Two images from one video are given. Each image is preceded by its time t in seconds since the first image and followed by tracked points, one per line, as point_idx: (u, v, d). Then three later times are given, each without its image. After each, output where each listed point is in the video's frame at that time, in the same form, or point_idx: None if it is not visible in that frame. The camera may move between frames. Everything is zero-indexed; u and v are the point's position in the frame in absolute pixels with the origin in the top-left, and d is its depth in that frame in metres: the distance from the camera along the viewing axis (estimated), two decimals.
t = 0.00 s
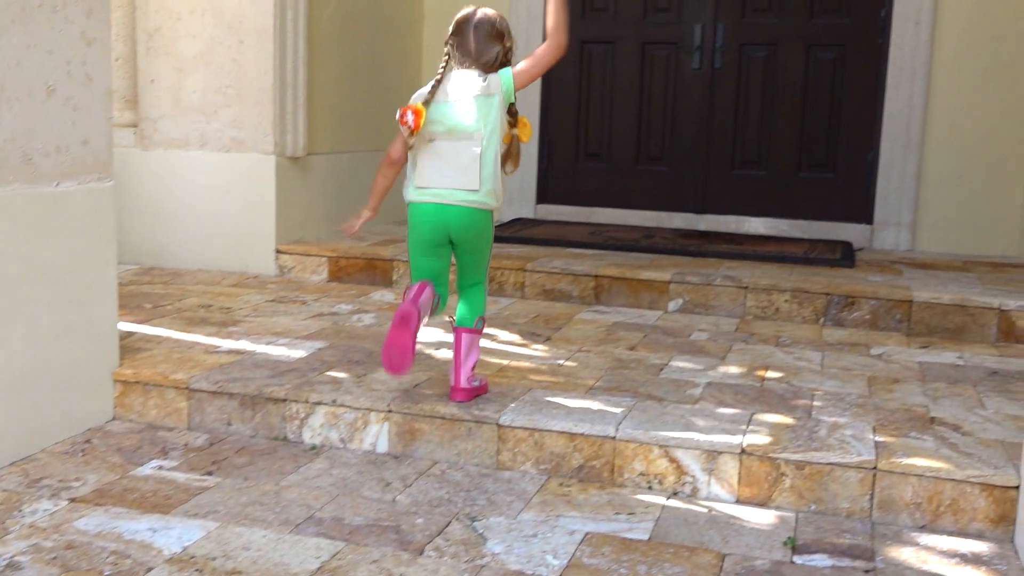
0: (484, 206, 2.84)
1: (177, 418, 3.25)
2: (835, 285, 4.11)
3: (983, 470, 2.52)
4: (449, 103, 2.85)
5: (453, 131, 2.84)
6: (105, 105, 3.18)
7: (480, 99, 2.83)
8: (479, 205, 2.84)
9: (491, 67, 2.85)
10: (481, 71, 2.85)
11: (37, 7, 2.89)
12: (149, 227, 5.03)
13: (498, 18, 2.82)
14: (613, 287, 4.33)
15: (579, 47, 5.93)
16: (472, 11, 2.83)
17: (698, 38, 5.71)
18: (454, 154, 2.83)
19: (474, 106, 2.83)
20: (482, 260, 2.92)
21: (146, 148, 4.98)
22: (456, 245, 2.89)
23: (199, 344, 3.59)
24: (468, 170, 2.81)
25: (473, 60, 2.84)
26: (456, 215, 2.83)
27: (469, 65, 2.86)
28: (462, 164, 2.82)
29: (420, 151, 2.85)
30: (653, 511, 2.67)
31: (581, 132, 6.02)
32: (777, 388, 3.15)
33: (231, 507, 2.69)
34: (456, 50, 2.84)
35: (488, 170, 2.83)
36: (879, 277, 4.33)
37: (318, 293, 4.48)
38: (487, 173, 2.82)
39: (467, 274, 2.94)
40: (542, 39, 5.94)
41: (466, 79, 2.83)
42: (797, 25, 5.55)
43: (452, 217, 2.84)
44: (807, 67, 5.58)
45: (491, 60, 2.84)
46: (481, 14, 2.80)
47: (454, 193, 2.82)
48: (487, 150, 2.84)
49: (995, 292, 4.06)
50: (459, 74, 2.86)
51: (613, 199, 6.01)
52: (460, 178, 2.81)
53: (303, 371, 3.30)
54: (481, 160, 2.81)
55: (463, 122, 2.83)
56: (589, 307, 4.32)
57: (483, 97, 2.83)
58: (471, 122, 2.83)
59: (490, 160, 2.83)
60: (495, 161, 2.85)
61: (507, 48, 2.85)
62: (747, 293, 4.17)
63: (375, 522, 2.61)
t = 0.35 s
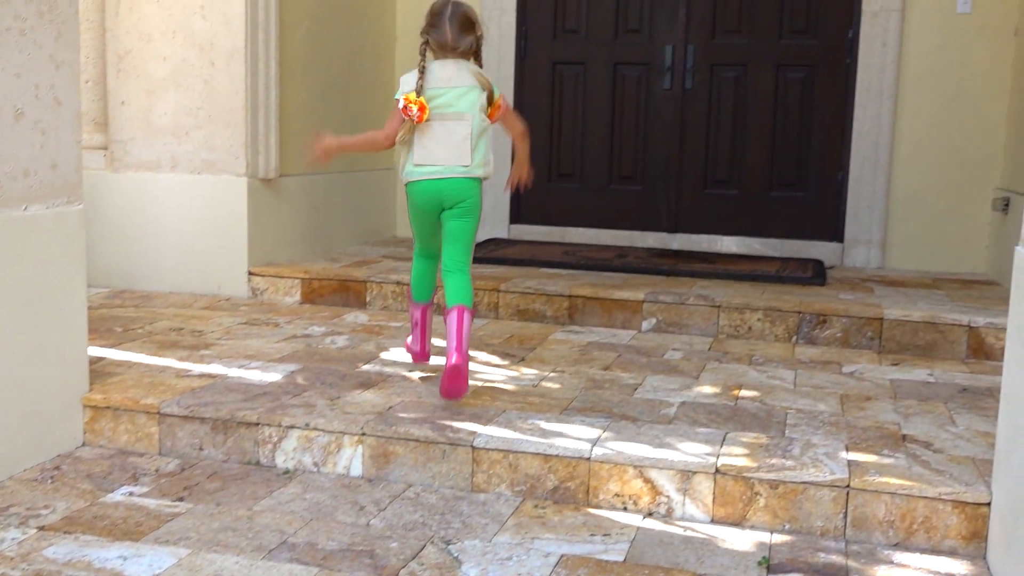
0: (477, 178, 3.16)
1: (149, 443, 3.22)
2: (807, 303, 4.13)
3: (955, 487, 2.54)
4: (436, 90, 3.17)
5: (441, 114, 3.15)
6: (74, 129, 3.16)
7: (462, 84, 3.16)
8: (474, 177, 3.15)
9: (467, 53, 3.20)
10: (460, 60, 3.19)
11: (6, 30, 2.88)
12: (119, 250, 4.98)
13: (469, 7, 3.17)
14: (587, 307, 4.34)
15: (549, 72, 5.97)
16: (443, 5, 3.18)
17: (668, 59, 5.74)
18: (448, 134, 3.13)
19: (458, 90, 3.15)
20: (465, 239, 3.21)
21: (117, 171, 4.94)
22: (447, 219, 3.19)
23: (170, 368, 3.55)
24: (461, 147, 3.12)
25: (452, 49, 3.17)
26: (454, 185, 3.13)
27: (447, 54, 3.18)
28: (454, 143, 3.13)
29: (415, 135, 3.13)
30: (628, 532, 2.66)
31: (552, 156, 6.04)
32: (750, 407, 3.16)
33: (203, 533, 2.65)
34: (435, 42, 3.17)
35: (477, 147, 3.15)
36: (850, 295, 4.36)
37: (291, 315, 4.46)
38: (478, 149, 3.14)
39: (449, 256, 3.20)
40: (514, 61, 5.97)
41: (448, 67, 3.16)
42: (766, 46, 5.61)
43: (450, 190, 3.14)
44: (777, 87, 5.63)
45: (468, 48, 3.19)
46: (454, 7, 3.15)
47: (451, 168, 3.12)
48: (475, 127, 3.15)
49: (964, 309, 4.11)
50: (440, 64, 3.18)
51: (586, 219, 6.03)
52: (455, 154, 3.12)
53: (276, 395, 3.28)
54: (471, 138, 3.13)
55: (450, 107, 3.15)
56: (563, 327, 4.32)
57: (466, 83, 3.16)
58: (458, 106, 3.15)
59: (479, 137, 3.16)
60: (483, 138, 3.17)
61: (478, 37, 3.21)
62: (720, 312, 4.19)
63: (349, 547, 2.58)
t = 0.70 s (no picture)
0: (464, 223, 3.47)
1: (132, 464, 3.19)
2: (792, 320, 4.15)
3: (941, 503, 2.54)
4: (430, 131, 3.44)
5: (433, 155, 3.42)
6: (58, 149, 3.14)
7: (452, 126, 3.43)
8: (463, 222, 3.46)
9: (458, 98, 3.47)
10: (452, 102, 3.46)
11: None
12: (104, 268, 4.96)
13: (461, 56, 3.42)
14: (573, 324, 4.34)
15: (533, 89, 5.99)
16: (438, 52, 3.43)
17: (652, 77, 5.77)
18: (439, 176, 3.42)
19: (448, 132, 3.42)
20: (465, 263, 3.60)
21: (100, 189, 4.92)
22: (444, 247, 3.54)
23: (154, 389, 3.53)
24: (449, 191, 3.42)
25: (445, 93, 3.44)
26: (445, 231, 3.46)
27: (442, 98, 3.45)
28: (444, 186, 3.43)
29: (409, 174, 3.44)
30: (615, 550, 2.65)
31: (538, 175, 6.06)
32: (737, 424, 3.17)
33: (187, 554, 2.62)
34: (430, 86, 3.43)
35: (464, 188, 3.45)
36: (834, 311, 4.38)
37: (276, 333, 4.45)
38: (465, 195, 3.44)
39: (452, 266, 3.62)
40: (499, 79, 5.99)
41: (442, 110, 3.43)
42: (749, 63, 5.64)
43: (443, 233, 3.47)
44: (760, 104, 5.66)
45: (459, 91, 3.45)
46: (447, 54, 3.40)
47: (440, 213, 3.44)
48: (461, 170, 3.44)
49: (947, 324, 4.13)
50: (434, 106, 3.45)
51: (571, 236, 6.04)
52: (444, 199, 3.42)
53: (261, 415, 3.26)
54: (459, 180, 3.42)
55: (440, 148, 3.41)
56: (549, 344, 4.33)
57: (456, 126, 3.42)
58: (449, 148, 3.42)
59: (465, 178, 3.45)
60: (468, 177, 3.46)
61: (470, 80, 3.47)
62: (705, 328, 4.20)
63: (335, 568, 2.56)
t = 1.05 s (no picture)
0: (460, 239, 3.84)
1: (124, 482, 3.18)
2: (784, 335, 4.16)
3: (934, 519, 2.54)
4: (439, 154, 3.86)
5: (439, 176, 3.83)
6: (49, 166, 3.14)
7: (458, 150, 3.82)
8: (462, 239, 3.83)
9: (469, 125, 3.84)
10: (463, 128, 3.84)
11: None
12: (95, 285, 4.94)
13: (472, 87, 3.80)
14: (565, 340, 4.34)
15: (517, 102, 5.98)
16: (455, 84, 3.83)
17: (644, 93, 5.80)
18: (436, 194, 3.82)
19: (453, 156, 3.81)
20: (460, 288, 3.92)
21: (92, 206, 4.91)
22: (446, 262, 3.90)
23: (145, 406, 3.52)
24: (444, 208, 3.79)
25: (459, 120, 3.83)
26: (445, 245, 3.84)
27: (456, 125, 3.85)
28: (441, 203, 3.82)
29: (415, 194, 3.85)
30: (608, 567, 2.64)
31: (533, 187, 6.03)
32: (729, 440, 3.17)
33: (179, 573, 2.60)
34: (444, 113, 3.84)
35: (459, 207, 3.82)
36: (826, 326, 4.39)
37: (268, 350, 4.44)
38: (464, 212, 3.81)
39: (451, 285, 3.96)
40: (491, 95, 6.00)
41: (450, 135, 3.83)
42: (740, 80, 5.67)
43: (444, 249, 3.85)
44: (751, 120, 5.69)
45: (470, 119, 3.82)
46: (459, 86, 3.79)
47: (438, 228, 3.82)
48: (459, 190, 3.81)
49: (938, 339, 4.15)
50: (447, 132, 3.87)
51: (564, 252, 6.04)
52: (438, 214, 3.80)
53: (253, 432, 3.25)
54: (454, 199, 3.80)
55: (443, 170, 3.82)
56: (542, 360, 4.33)
57: (459, 151, 3.80)
58: (452, 170, 3.81)
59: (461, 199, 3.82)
60: (467, 199, 3.82)
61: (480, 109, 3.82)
62: (698, 344, 4.20)
63: None
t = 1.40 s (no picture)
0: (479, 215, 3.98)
1: (121, 492, 3.17)
2: (781, 345, 4.16)
3: (931, 529, 2.54)
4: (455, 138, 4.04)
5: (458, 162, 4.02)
6: (47, 177, 3.14)
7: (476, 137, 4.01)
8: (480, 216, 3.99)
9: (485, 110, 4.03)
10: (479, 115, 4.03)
11: None
12: (92, 294, 4.94)
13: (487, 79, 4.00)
14: (563, 349, 4.35)
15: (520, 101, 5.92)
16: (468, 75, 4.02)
17: (641, 103, 5.81)
18: (457, 174, 3.98)
19: (471, 143, 4.00)
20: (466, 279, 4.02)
21: (90, 216, 4.91)
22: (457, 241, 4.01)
23: (143, 416, 3.51)
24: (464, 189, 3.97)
25: (474, 106, 4.02)
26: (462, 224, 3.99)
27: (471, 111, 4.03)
28: (461, 183, 3.98)
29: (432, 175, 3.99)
30: None
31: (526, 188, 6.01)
32: (727, 449, 3.17)
33: None
34: (460, 104, 4.03)
35: (478, 186, 3.99)
36: (823, 336, 4.39)
37: (266, 360, 4.44)
38: (485, 189, 3.98)
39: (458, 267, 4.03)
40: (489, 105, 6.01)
41: (466, 124, 4.02)
42: (737, 90, 5.68)
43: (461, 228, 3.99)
44: (747, 130, 5.70)
45: (485, 106, 4.01)
46: (472, 78, 3.99)
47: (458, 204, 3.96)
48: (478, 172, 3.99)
49: (936, 349, 4.15)
50: (463, 121, 4.06)
51: (561, 261, 6.05)
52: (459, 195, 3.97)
53: (250, 442, 3.25)
54: (475, 178, 3.97)
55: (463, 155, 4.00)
56: (539, 369, 4.33)
57: (476, 136, 4.00)
58: (471, 155, 4.00)
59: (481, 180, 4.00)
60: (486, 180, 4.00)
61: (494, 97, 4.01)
62: (695, 353, 4.20)
63: None
